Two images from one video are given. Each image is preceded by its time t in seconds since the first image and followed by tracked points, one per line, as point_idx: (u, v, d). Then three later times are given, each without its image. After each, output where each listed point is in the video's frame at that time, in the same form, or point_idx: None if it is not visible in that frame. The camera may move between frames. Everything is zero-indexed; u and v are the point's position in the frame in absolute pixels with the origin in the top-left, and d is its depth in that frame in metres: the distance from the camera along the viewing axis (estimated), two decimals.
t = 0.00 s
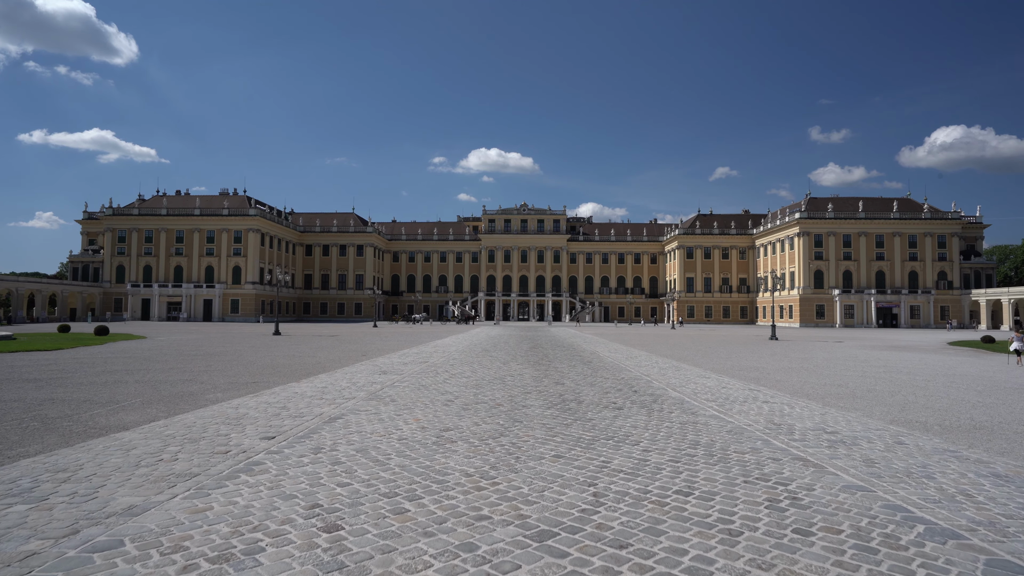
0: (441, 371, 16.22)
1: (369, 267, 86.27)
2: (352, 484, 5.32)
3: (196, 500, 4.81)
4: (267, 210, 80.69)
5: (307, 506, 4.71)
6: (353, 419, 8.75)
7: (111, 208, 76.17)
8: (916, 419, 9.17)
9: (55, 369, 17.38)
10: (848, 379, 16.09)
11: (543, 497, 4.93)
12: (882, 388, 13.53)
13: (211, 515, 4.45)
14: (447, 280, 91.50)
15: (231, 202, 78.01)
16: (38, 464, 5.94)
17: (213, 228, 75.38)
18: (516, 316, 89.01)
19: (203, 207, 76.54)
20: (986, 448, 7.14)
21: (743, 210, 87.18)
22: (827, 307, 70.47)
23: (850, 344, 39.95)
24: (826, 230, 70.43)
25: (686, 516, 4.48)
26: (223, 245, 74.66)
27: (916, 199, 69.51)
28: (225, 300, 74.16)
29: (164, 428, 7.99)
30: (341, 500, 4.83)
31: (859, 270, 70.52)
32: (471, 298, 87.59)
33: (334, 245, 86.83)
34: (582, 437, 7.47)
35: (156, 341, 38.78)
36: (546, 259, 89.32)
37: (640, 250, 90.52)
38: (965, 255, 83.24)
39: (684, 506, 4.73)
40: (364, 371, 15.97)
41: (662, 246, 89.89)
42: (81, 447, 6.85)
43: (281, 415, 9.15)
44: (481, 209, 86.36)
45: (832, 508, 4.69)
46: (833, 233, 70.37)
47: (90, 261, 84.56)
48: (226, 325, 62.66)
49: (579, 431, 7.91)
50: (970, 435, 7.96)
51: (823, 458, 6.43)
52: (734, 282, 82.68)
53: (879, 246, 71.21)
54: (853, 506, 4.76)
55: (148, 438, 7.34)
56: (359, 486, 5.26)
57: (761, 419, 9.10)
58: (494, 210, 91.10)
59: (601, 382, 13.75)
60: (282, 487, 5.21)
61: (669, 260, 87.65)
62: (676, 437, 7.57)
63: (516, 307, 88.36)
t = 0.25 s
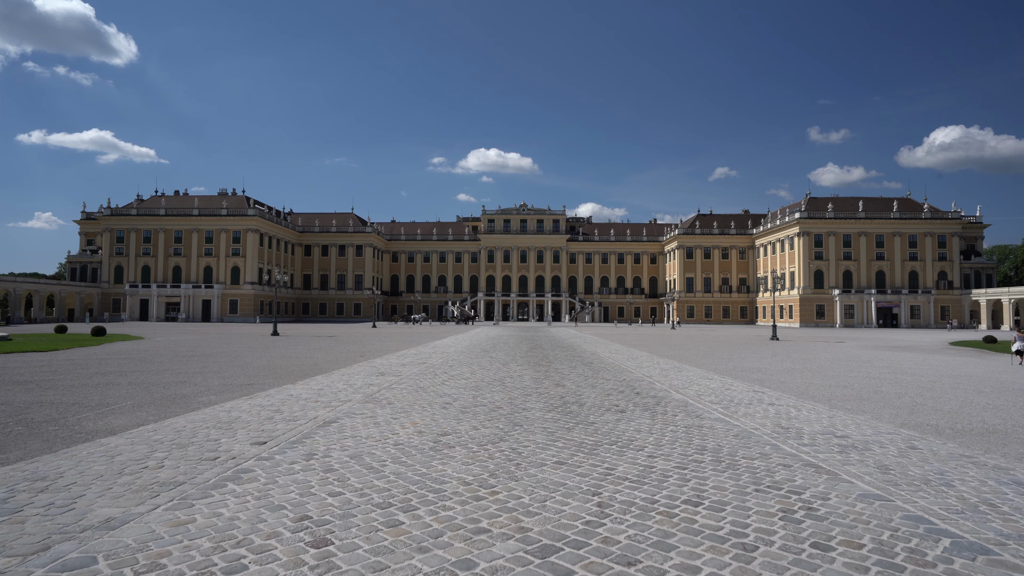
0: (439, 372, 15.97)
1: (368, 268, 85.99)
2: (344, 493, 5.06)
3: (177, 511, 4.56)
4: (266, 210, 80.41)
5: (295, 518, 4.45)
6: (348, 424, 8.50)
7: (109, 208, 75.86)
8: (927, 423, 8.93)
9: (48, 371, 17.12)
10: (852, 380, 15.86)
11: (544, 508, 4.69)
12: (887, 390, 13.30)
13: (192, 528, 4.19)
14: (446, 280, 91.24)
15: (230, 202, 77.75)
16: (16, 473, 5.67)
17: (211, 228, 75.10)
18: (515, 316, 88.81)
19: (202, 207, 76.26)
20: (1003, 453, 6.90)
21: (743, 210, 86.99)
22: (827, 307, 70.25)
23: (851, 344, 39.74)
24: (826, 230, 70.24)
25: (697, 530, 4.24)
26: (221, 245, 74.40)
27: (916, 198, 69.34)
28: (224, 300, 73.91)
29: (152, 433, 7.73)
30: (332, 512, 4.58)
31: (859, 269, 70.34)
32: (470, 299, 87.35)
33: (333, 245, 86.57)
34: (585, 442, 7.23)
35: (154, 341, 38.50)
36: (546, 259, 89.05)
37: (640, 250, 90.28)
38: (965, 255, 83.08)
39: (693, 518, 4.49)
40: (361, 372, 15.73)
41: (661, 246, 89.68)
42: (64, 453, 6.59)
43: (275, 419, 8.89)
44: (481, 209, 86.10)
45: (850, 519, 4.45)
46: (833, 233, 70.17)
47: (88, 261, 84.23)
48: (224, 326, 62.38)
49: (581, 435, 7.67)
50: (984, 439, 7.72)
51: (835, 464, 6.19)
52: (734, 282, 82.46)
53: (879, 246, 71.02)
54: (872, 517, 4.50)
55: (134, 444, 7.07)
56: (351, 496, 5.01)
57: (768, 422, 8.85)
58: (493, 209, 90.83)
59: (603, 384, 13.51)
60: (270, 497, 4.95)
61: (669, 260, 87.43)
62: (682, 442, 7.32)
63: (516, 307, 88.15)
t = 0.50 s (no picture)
0: (436, 373, 15.72)
1: (366, 267, 85.70)
2: (333, 501, 4.80)
3: (153, 522, 4.29)
4: (265, 210, 80.08)
5: (280, 529, 4.20)
6: (342, 426, 8.26)
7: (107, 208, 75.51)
8: (937, 425, 8.69)
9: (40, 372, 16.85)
10: (856, 380, 15.63)
11: (544, 518, 4.42)
12: (892, 390, 13.09)
13: (167, 540, 3.93)
14: (445, 280, 91.02)
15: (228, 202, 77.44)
16: None
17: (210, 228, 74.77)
18: (514, 316, 88.59)
19: (200, 207, 75.90)
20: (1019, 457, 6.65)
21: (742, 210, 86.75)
22: (826, 307, 70.03)
23: (853, 344, 39.55)
24: (826, 230, 70.01)
25: (709, 543, 3.98)
26: (219, 245, 74.10)
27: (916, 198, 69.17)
28: (222, 301, 73.62)
29: (138, 436, 7.46)
30: (319, 522, 4.33)
31: (859, 270, 70.14)
32: (469, 299, 87.07)
33: (331, 246, 86.28)
34: (586, 445, 6.99)
35: (149, 342, 38.19)
36: (545, 259, 88.77)
37: (639, 250, 90.04)
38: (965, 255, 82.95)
39: (705, 531, 4.22)
40: (358, 373, 15.46)
41: (660, 246, 89.44)
42: (44, 458, 6.31)
43: (267, 421, 8.63)
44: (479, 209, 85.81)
45: (871, 531, 4.17)
46: (833, 233, 69.97)
47: (85, 261, 83.89)
48: (222, 327, 62.08)
49: (582, 438, 7.42)
50: (997, 442, 7.48)
51: (847, 469, 5.94)
52: (734, 282, 82.25)
53: (878, 246, 70.86)
54: (892, 528, 4.23)
55: (117, 449, 6.79)
56: (341, 503, 4.75)
57: (773, 424, 8.60)
58: (492, 209, 90.54)
59: (603, 385, 13.28)
60: (255, 507, 4.69)
61: (669, 260, 87.22)
62: (687, 445, 7.07)
63: (515, 307, 87.96)
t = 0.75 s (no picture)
0: (433, 374, 15.45)
1: (365, 268, 85.40)
2: (321, 515, 4.54)
3: (126, 539, 4.02)
4: (263, 210, 79.76)
5: (261, 548, 3.93)
6: (334, 432, 7.98)
7: (105, 209, 75.19)
8: (948, 429, 8.42)
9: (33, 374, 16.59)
10: (860, 382, 15.37)
11: (543, 534, 4.16)
12: (898, 392, 12.84)
13: (139, 562, 3.67)
14: (444, 280, 90.74)
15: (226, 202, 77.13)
16: None
17: (208, 229, 74.46)
18: (513, 316, 88.32)
19: (198, 208, 75.57)
20: None
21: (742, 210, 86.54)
22: (826, 307, 69.81)
23: (854, 344, 39.33)
24: (826, 229, 69.80)
25: (720, 564, 3.72)
26: (218, 246, 73.79)
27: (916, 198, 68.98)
28: (220, 301, 73.35)
29: (121, 443, 7.19)
30: (303, 540, 4.06)
31: (859, 269, 69.93)
32: (468, 299, 86.75)
33: (330, 246, 85.96)
34: (587, 453, 6.73)
35: (146, 343, 37.86)
36: (544, 259, 88.54)
37: (638, 250, 89.79)
38: (965, 254, 82.76)
39: (714, 548, 3.98)
40: (353, 375, 15.19)
41: (660, 246, 89.20)
42: (21, 467, 6.06)
43: (258, 427, 8.38)
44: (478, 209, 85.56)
45: (890, 550, 3.91)
46: (832, 233, 69.74)
47: (83, 262, 83.57)
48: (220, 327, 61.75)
49: (582, 444, 7.16)
50: (1013, 448, 7.22)
51: (860, 478, 5.69)
52: (733, 282, 82.03)
53: (878, 245, 70.63)
54: (915, 546, 3.96)
55: (99, 456, 6.53)
56: (327, 518, 4.48)
57: (779, 429, 8.34)
58: (491, 209, 90.26)
59: (604, 387, 13.01)
60: (236, 521, 4.42)
61: (668, 260, 87.00)
62: (692, 452, 6.81)
63: (514, 307, 87.66)
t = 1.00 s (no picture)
0: (430, 376, 15.19)
1: (364, 268, 85.16)
2: (305, 525, 4.30)
3: (94, 553, 3.76)
4: (261, 210, 79.47)
5: (240, 562, 3.67)
6: (326, 435, 7.72)
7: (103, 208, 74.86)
8: (959, 432, 8.17)
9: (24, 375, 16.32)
10: (863, 383, 15.15)
11: (542, 547, 3.91)
12: (904, 394, 12.61)
13: None
14: (443, 281, 90.48)
15: (224, 202, 76.78)
16: None
17: (206, 229, 74.13)
18: (513, 317, 88.05)
19: (196, 207, 75.24)
20: None
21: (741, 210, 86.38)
22: (826, 307, 69.66)
23: (854, 345, 39.16)
24: (825, 230, 69.63)
25: None
26: (216, 245, 73.49)
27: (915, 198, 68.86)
28: (219, 301, 73.07)
29: (103, 447, 6.91)
30: (286, 553, 3.80)
31: (858, 270, 69.75)
32: (467, 299, 86.47)
33: (328, 246, 85.65)
34: (588, 457, 6.50)
35: (142, 343, 37.53)
36: (543, 259, 88.36)
37: (638, 250, 89.58)
38: (964, 255, 82.65)
39: (724, 561, 3.73)
40: (349, 376, 14.90)
41: (659, 246, 88.98)
42: None
43: (247, 430, 8.11)
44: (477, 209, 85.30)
45: (914, 564, 3.66)
46: (832, 233, 69.58)
47: (81, 262, 83.24)
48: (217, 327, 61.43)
49: (582, 448, 6.92)
50: None
51: (873, 485, 5.43)
52: (732, 282, 81.81)
53: (877, 246, 70.46)
54: (938, 560, 3.72)
55: (78, 460, 6.26)
56: (313, 529, 4.22)
57: (786, 432, 8.08)
58: (490, 209, 90.01)
59: (604, 389, 12.75)
60: (215, 532, 4.16)
61: (667, 260, 86.82)
62: (697, 456, 6.56)
63: (513, 308, 87.40)
